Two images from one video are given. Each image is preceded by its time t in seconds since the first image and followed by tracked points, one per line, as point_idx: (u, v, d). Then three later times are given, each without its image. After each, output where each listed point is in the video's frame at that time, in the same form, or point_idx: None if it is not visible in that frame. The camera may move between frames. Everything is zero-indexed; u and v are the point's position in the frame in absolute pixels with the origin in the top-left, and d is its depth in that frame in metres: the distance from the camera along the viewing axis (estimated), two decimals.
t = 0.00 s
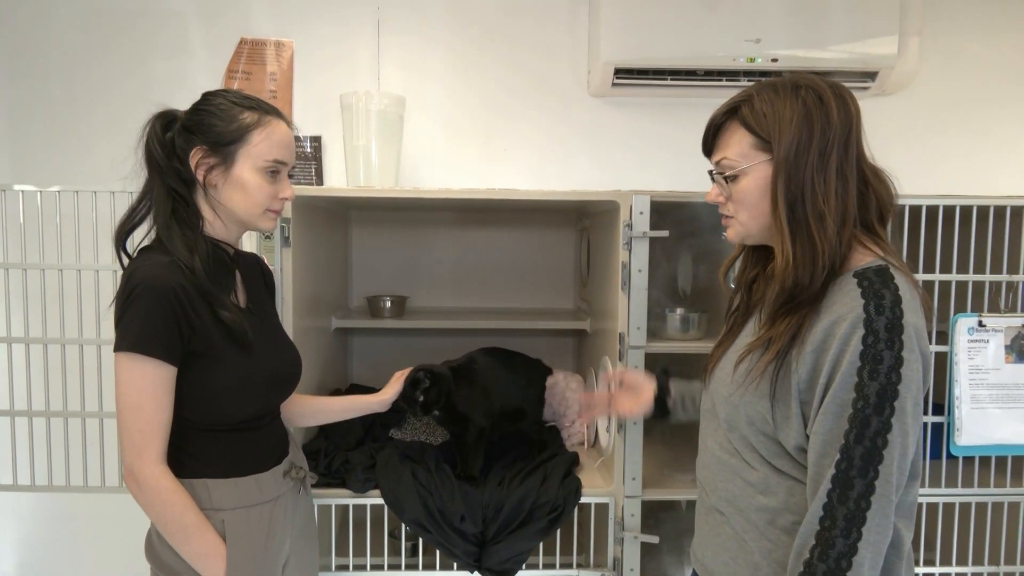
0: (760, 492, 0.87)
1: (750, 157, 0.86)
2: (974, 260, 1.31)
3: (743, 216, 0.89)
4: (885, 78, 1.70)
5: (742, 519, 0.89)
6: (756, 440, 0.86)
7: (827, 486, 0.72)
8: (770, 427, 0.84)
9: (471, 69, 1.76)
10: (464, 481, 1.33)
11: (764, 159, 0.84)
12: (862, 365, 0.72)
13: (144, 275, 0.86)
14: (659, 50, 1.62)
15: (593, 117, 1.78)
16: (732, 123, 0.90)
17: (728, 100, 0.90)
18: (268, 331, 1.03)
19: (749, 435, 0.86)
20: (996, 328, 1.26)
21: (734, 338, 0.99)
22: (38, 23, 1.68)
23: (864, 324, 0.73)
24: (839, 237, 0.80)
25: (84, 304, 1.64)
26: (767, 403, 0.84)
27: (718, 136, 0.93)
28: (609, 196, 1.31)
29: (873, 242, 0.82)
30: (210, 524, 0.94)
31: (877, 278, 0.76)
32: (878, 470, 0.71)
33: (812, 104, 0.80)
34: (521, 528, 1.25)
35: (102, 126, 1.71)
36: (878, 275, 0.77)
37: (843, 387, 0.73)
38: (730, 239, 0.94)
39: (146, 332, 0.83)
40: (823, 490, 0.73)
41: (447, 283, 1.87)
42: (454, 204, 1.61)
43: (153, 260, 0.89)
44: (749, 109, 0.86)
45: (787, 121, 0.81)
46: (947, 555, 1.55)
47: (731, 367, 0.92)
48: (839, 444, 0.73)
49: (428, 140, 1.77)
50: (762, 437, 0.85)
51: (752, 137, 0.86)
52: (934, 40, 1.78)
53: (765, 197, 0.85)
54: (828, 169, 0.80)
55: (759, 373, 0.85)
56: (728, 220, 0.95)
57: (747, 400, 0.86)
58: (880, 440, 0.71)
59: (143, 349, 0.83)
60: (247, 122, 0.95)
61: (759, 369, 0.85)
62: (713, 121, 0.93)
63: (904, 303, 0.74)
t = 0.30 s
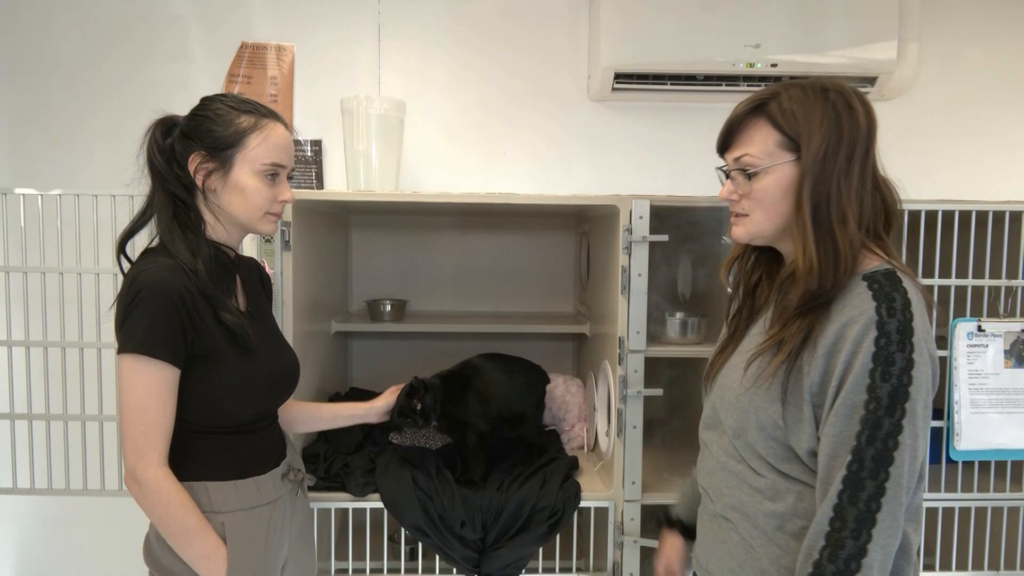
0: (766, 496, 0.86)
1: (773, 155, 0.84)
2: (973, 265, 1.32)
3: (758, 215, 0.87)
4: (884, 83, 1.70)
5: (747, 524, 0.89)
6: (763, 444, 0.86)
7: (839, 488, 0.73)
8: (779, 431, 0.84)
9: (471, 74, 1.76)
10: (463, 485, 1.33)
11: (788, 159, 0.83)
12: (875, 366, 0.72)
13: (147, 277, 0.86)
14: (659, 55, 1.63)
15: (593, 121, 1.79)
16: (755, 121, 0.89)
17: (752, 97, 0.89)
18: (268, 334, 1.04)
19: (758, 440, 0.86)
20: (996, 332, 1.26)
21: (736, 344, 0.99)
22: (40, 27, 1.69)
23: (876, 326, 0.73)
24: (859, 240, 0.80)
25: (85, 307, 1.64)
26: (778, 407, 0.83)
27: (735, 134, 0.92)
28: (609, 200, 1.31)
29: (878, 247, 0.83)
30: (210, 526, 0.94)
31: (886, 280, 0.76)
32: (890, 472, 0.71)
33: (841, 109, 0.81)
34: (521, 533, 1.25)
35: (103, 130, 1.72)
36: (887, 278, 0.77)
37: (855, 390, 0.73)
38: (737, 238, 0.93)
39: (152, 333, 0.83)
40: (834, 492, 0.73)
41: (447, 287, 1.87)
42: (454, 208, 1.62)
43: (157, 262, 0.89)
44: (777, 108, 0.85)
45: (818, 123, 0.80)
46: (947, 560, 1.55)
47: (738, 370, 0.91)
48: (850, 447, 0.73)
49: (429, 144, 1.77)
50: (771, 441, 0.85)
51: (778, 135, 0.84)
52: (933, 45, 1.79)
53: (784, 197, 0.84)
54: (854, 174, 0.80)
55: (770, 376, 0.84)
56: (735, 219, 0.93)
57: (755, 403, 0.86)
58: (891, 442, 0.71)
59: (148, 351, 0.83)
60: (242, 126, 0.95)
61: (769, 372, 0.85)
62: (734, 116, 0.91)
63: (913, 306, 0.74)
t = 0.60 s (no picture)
0: (772, 501, 0.87)
1: (784, 154, 0.85)
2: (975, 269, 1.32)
3: (764, 213, 0.88)
4: (885, 87, 1.70)
5: (752, 529, 0.89)
6: (768, 448, 0.86)
7: (857, 491, 0.73)
8: (786, 433, 0.84)
9: (473, 78, 1.77)
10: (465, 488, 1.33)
11: (799, 159, 0.84)
12: (887, 367, 0.72)
13: (151, 280, 0.86)
14: (661, 59, 1.64)
15: (595, 125, 1.79)
16: (767, 120, 0.89)
17: (765, 96, 0.89)
18: (269, 336, 1.04)
19: (763, 444, 0.86)
20: (997, 336, 1.26)
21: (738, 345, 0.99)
22: (45, 32, 1.70)
23: (886, 328, 0.73)
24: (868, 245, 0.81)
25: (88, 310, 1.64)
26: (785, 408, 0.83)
27: (745, 132, 0.92)
28: (610, 204, 1.32)
29: (881, 251, 0.84)
30: (211, 528, 0.94)
31: (892, 282, 0.77)
32: (905, 473, 0.72)
33: (855, 115, 0.81)
34: (522, 536, 1.26)
35: (107, 133, 1.73)
36: (893, 280, 0.77)
37: (868, 392, 0.73)
38: (742, 235, 0.93)
39: (155, 335, 0.84)
40: (851, 495, 0.73)
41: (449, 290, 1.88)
42: (456, 211, 1.62)
43: (160, 265, 0.89)
44: (792, 108, 0.85)
45: (830, 124, 0.81)
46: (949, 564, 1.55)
47: (742, 372, 0.91)
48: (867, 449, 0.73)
49: (431, 148, 1.78)
50: (777, 443, 0.85)
51: (790, 135, 0.85)
52: (933, 49, 1.79)
53: (794, 196, 0.85)
54: (864, 180, 0.81)
55: (776, 378, 0.84)
56: (740, 217, 0.94)
57: (760, 406, 0.86)
58: (906, 443, 0.71)
59: (152, 352, 0.84)
60: (247, 130, 0.96)
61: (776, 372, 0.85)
62: (746, 113, 0.91)
63: (921, 307, 0.75)
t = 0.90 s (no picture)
0: (772, 504, 0.87)
1: (817, 152, 0.84)
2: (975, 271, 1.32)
3: (791, 211, 0.86)
4: (885, 90, 1.70)
5: (752, 532, 0.89)
6: (768, 448, 0.86)
7: (851, 489, 0.73)
8: (786, 434, 0.84)
9: (474, 81, 1.77)
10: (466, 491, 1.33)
11: (830, 159, 0.83)
12: (889, 369, 0.73)
13: (153, 282, 0.87)
14: (660, 62, 1.64)
15: (596, 128, 1.80)
16: (791, 116, 0.87)
17: (787, 93, 0.88)
18: (270, 339, 1.05)
19: (763, 445, 0.86)
20: (997, 339, 1.27)
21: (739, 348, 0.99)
22: (46, 35, 1.70)
23: (889, 329, 0.74)
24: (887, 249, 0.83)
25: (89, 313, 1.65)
26: (787, 408, 0.83)
27: (764, 127, 0.89)
28: (610, 207, 1.32)
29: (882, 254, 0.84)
30: (211, 529, 0.94)
31: (897, 286, 0.77)
32: (902, 474, 0.72)
33: (878, 121, 0.83)
34: (522, 539, 1.26)
35: (108, 136, 1.73)
36: (897, 284, 0.78)
37: (870, 392, 0.73)
38: (761, 234, 0.90)
39: (156, 336, 0.84)
40: (846, 493, 0.73)
41: (449, 292, 1.88)
42: (456, 214, 1.63)
43: (162, 267, 0.90)
44: (825, 107, 0.84)
45: (863, 125, 0.81)
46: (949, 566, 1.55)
47: (744, 373, 0.91)
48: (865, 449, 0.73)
49: (432, 151, 1.78)
50: (778, 445, 0.85)
51: (822, 134, 0.84)
52: (933, 52, 1.80)
53: (822, 196, 0.84)
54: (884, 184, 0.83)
55: (779, 379, 0.85)
56: (756, 216, 0.91)
57: (761, 407, 0.86)
58: (904, 444, 0.72)
59: (153, 354, 0.84)
60: (246, 133, 0.96)
61: (779, 373, 0.85)
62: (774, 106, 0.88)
63: (923, 311, 0.75)
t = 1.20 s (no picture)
0: (777, 506, 0.86)
1: (828, 149, 0.84)
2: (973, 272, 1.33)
3: (802, 209, 0.85)
4: (884, 91, 1.71)
5: (754, 535, 0.89)
6: (773, 450, 0.86)
7: (851, 484, 0.73)
8: (791, 435, 0.84)
9: (473, 81, 1.77)
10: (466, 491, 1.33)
11: (839, 157, 0.84)
12: (895, 368, 0.73)
13: (153, 282, 0.87)
14: (660, 63, 1.64)
15: (595, 128, 1.80)
16: (798, 115, 0.87)
17: (794, 92, 0.88)
18: (271, 340, 1.05)
19: (768, 446, 0.86)
20: (997, 339, 1.27)
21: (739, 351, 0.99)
22: (45, 34, 1.70)
23: (895, 329, 0.74)
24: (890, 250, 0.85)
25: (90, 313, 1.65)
26: (793, 409, 0.83)
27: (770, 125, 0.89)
28: (610, 208, 1.32)
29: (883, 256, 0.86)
30: (210, 529, 0.94)
31: (901, 286, 0.78)
32: (904, 473, 0.71)
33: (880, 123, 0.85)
34: (522, 539, 1.26)
35: (108, 135, 1.73)
36: (899, 283, 0.79)
37: (874, 391, 0.73)
38: (769, 232, 0.89)
39: (156, 336, 0.84)
40: (846, 489, 0.74)
41: (450, 292, 1.88)
42: (456, 214, 1.63)
43: (161, 267, 0.90)
44: (833, 106, 0.85)
45: (871, 126, 0.83)
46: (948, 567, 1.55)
47: (748, 373, 0.91)
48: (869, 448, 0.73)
49: (431, 151, 1.78)
50: (783, 446, 0.85)
51: (832, 132, 0.85)
52: (932, 53, 1.80)
53: (833, 194, 0.84)
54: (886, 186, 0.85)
55: (786, 379, 0.84)
56: (764, 215, 0.89)
57: (765, 407, 0.86)
58: (908, 443, 0.71)
59: (152, 353, 0.84)
60: (247, 132, 0.96)
61: (784, 374, 0.85)
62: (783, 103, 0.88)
63: (927, 310, 0.76)
